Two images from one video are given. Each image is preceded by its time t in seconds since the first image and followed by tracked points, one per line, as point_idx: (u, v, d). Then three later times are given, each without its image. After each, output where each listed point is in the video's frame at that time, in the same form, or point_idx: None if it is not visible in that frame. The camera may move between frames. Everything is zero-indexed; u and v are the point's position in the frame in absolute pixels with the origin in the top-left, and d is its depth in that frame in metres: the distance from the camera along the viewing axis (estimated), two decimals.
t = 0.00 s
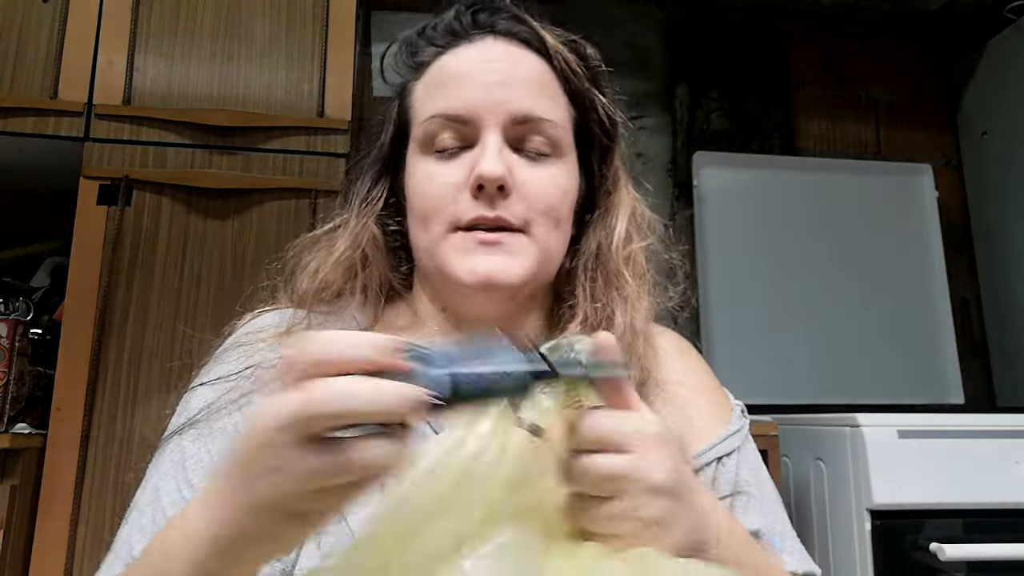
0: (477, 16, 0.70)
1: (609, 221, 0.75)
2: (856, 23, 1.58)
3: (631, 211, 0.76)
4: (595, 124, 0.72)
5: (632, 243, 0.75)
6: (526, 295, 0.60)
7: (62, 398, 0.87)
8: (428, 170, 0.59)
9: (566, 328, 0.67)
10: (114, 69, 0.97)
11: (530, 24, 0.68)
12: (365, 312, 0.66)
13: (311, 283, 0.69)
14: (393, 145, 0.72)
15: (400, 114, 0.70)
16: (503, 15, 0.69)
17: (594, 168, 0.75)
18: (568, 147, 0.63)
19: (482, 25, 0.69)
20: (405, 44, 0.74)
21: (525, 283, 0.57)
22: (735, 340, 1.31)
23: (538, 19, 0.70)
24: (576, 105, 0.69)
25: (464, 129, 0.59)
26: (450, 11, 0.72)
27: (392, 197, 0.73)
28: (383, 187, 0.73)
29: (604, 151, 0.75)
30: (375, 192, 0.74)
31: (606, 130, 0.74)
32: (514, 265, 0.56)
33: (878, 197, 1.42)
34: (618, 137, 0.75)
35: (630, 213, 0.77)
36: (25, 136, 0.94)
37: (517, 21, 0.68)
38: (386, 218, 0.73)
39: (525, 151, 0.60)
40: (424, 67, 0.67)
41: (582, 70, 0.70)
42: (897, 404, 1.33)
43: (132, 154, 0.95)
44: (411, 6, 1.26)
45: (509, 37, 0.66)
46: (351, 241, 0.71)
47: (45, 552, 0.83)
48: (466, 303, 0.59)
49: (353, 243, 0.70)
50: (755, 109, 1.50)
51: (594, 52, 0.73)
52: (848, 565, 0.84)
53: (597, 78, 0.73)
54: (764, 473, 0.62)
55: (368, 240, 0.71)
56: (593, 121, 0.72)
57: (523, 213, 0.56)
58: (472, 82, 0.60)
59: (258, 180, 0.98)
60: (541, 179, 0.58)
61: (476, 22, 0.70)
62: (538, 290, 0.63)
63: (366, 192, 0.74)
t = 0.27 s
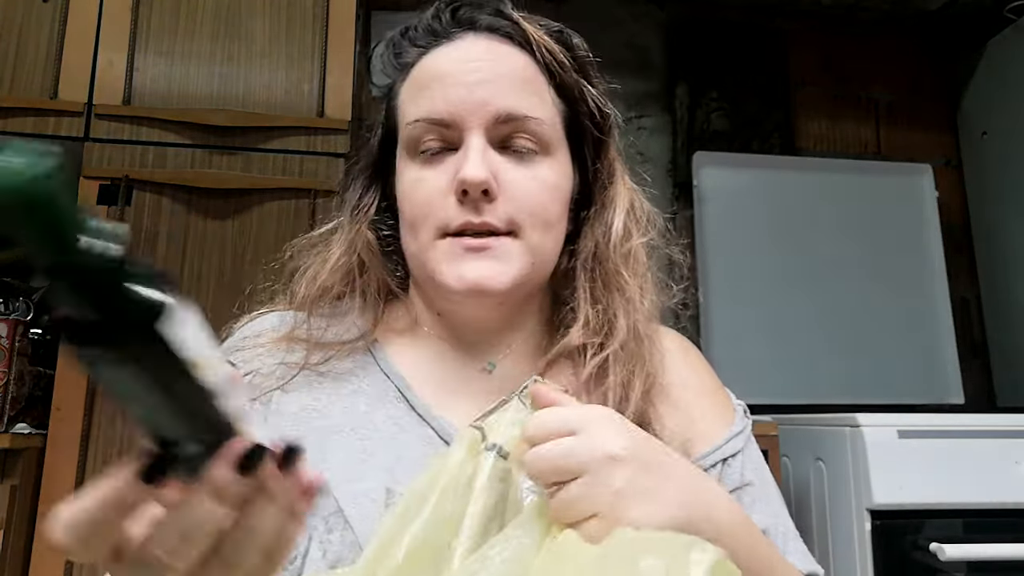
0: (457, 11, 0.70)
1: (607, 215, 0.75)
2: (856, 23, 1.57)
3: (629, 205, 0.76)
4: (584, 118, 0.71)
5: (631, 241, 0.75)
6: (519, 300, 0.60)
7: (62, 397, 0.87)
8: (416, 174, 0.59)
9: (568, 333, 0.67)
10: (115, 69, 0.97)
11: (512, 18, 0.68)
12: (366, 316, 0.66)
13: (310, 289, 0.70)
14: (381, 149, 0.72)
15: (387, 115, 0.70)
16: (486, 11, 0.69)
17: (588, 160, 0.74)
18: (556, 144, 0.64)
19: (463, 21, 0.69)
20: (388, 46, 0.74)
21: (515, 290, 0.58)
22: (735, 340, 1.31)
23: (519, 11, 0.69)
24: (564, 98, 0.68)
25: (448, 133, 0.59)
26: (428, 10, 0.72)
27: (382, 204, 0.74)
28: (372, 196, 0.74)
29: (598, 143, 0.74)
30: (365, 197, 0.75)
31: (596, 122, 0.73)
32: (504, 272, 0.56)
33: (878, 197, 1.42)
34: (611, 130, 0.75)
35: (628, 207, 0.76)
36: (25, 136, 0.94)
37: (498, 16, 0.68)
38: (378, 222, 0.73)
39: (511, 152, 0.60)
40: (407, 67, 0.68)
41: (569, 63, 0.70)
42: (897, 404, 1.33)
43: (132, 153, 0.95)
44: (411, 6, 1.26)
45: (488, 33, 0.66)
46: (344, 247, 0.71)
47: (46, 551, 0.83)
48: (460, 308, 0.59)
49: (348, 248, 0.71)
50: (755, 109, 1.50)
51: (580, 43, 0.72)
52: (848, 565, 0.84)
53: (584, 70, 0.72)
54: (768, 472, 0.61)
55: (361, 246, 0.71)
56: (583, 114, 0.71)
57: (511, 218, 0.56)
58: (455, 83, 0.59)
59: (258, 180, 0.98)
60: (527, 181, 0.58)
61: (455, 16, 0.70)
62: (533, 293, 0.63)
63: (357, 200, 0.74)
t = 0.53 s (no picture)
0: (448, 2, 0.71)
1: (600, 207, 0.74)
2: (856, 23, 1.57)
3: (622, 196, 0.76)
4: (577, 106, 0.71)
5: (626, 231, 0.75)
6: (512, 295, 0.60)
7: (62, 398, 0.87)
8: (408, 165, 0.59)
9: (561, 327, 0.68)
10: (115, 69, 0.97)
11: (502, 7, 0.68)
12: (358, 315, 0.66)
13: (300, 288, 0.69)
14: (373, 144, 0.72)
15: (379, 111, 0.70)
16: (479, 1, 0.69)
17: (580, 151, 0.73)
18: (550, 133, 0.64)
19: (452, 11, 0.70)
20: (380, 42, 0.75)
21: (507, 280, 0.58)
22: (735, 339, 1.31)
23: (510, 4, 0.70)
24: (556, 87, 0.68)
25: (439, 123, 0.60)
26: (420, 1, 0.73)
27: (376, 201, 0.74)
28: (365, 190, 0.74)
29: (592, 134, 0.74)
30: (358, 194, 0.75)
31: (589, 112, 0.72)
32: (496, 259, 0.56)
33: (878, 197, 1.42)
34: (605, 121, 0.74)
35: (621, 198, 0.76)
36: (25, 136, 0.94)
37: (488, 6, 0.68)
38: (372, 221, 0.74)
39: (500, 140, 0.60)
40: (396, 60, 0.69)
41: (562, 53, 0.70)
42: (897, 405, 1.33)
43: (132, 154, 0.95)
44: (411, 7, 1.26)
45: (478, 22, 0.66)
46: (336, 243, 0.71)
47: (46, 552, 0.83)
48: (452, 305, 0.59)
49: (339, 246, 0.71)
50: (755, 109, 1.50)
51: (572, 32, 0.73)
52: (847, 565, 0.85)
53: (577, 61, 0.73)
54: (769, 472, 0.61)
55: (354, 242, 0.71)
56: (576, 104, 0.71)
57: (502, 209, 0.56)
58: (452, 76, 0.60)
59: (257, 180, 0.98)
60: (518, 170, 0.58)
61: (445, 9, 0.70)
62: (527, 289, 0.63)
63: (348, 196, 0.74)
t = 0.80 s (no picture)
0: (441, 7, 0.71)
1: (592, 207, 0.74)
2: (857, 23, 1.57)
3: (614, 194, 0.76)
4: (569, 107, 0.71)
5: (619, 228, 0.75)
6: (507, 291, 0.60)
7: (63, 398, 0.87)
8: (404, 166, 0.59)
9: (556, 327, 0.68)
10: (115, 69, 0.97)
11: (494, 11, 0.68)
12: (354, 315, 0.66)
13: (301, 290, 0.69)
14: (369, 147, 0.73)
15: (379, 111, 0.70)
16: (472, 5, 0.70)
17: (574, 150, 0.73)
18: (542, 132, 0.64)
19: (445, 15, 0.70)
20: (376, 48, 0.76)
21: (502, 276, 0.58)
22: (735, 339, 1.31)
23: (504, 8, 0.70)
24: (549, 88, 0.69)
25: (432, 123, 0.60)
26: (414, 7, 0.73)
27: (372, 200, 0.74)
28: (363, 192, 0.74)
29: (585, 134, 0.74)
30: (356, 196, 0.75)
31: (581, 112, 0.73)
32: (491, 255, 0.56)
33: (878, 197, 1.42)
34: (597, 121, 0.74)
35: (614, 196, 0.76)
36: (24, 136, 0.93)
37: (481, 10, 0.68)
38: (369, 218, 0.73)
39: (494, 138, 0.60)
40: (391, 64, 0.70)
41: (553, 54, 0.70)
42: (897, 405, 1.32)
43: (132, 154, 0.95)
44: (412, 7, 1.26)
45: (471, 25, 0.67)
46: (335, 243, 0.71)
47: (46, 552, 0.83)
48: (448, 304, 0.59)
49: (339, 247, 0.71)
50: (755, 109, 1.51)
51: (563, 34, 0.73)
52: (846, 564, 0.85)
53: (568, 59, 0.73)
54: (766, 473, 0.62)
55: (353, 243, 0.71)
56: (568, 104, 0.71)
57: (496, 204, 0.56)
58: (452, 74, 0.59)
59: (256, 180, 0.97)
60: (516, 170, 0.58)
61: (439, 13, 0.71)
62: (523, 287, 0.63)
63: (347, 197, 0.74)
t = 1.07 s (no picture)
0: (446, 11, 0.71)
1: (594, 211, 0.74)
2: (857, 23, 1.57)
3: (616, 198, 0.75)
4: (573, 113, 0.71)
5: (620, 233, 0.75)
6: (508, 291, 0.60)
7: (62, 397, 0.87)
8: (407, 168, 0.60)
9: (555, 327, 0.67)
10: (115, 69, 0.97)
11: (500, 17, 0.68)
12: (358, 314, 0.66)
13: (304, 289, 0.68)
14: (373, 151, 0.74)
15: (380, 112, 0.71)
16: (476, 10, 0.70)
17: (576, 155, 0.74)
18: (545, 136, 0.64)
19: (451, 19, 0.70)
20: (379, 56, 0.76)
21: (505, 278, 0.58)
22: (734, 340, 1.31)
23: (508, 13, 0.70)
24: (552, 93, 0.69)
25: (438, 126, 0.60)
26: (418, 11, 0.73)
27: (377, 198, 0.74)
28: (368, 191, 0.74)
29: (589, 139, 0.74)
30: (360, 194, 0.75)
31: (584, 118, 0.73)
32: (495, 258, 0.56)
33: (878, 197, 1.42)
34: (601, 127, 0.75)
35: (615, 201, 0.76)
36: (24, 136, 0.93)
37: (487, 15, 0.69)
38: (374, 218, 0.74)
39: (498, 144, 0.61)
40: (397, 68, 0.69)
41: (557, 59, 0.70)
42: (897, 403, 1.33)
43: (132, 154, 0.95)
44: (412, 7, 1.26)
45: (475, 31, 0.67)
46: (338, 241, 0.71)
47: (46, 552, 0.83)
48: (453, 300, 0.59)
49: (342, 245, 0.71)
50: (755, 109, 1.51)
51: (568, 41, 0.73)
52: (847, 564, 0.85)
53: (573, 67, 0.73)
54: (764, 473, 0.62)
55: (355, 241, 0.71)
56: (571, 109, 0.71)
57: (500, 206, 0.56)
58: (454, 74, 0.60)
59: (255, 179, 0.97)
60: (517, 173, 0.59)
61: (443, 17, 0.71)
62: (524, 285, 0.63)
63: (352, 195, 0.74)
